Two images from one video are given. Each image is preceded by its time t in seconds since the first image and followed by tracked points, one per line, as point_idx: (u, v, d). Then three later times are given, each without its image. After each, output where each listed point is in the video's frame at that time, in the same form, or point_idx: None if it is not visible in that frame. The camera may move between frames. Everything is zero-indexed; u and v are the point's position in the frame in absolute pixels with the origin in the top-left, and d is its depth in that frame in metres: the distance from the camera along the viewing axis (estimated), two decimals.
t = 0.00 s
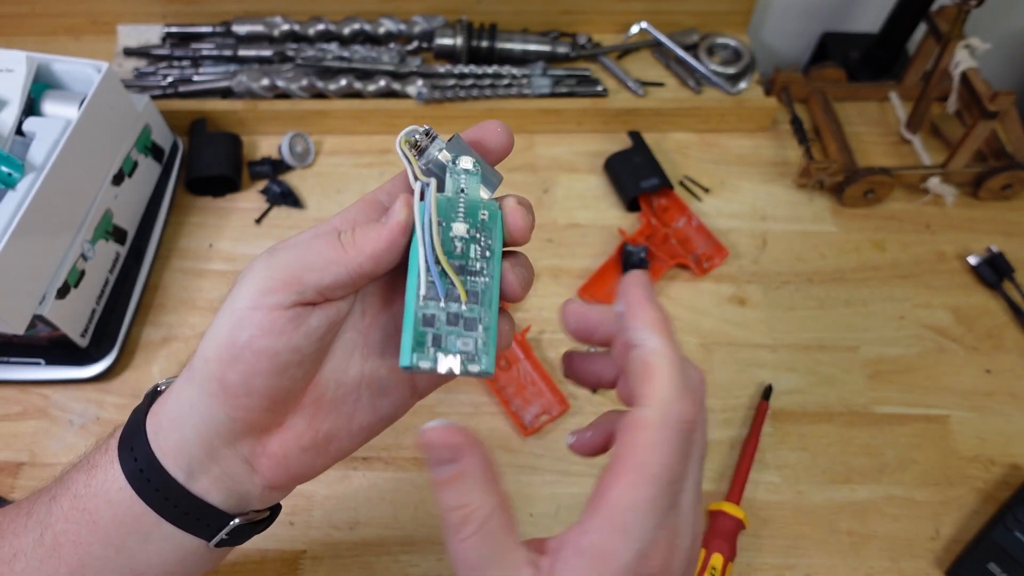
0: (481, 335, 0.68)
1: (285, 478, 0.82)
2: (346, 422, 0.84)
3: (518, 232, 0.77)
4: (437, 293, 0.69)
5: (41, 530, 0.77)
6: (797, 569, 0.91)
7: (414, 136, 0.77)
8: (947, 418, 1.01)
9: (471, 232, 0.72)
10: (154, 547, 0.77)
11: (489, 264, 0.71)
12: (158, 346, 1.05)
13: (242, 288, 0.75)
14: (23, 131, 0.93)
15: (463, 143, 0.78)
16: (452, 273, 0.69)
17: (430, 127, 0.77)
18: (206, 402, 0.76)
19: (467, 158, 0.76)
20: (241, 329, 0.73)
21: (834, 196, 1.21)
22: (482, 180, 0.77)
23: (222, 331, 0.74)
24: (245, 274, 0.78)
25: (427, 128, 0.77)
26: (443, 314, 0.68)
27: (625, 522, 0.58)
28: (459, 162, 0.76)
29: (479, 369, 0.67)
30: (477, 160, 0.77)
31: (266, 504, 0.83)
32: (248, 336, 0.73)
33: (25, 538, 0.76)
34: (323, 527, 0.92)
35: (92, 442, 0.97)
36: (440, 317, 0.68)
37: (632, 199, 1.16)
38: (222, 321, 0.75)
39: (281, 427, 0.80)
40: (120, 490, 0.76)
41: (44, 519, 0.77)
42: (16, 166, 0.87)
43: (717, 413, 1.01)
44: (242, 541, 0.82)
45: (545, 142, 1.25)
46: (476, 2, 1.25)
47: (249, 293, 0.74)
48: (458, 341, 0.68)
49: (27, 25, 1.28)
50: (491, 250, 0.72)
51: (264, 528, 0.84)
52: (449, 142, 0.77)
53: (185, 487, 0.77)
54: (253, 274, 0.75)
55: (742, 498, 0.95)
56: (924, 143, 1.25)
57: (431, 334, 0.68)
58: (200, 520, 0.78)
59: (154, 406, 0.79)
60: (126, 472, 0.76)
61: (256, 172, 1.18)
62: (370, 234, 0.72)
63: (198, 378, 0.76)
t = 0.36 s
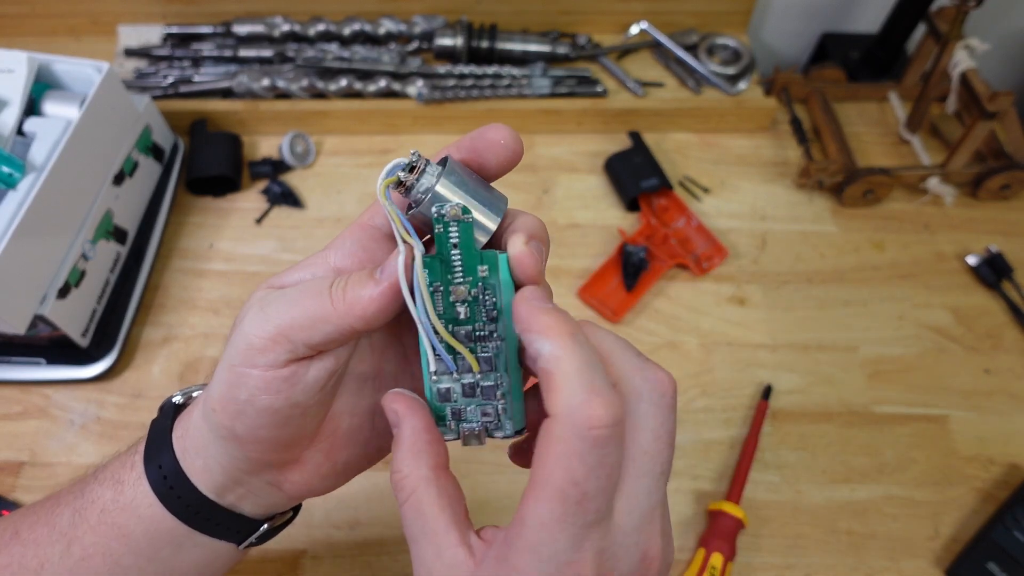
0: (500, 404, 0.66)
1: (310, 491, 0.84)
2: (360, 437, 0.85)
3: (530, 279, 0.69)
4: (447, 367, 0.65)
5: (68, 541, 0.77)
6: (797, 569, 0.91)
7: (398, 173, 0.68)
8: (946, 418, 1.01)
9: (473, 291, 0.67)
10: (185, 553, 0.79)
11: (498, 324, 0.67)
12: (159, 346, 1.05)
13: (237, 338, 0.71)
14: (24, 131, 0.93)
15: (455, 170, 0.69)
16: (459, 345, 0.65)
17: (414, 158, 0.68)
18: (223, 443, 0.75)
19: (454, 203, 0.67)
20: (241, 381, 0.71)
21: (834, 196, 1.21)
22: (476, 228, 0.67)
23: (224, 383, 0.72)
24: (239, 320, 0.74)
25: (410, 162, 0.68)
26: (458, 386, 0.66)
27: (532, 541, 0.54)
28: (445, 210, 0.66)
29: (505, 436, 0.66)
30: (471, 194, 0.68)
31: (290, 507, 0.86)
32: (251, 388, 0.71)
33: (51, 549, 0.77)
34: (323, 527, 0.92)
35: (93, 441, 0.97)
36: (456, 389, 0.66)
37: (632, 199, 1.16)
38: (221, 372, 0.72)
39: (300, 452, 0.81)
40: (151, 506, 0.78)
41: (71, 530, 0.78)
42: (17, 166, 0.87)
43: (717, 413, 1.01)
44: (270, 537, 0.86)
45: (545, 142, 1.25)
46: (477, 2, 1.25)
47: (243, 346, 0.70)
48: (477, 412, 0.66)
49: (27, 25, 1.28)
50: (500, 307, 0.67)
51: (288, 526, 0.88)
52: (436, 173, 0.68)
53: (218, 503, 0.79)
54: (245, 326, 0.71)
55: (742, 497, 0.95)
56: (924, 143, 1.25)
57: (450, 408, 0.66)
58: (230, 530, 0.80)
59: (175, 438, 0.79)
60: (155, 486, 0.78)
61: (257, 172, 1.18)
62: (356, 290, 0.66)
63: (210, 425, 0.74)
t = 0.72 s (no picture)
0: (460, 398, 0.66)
1: (321, 470, 0.88)
2: (369, 420, 0.88)
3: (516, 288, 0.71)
4: (416, 352, 0.66)
5: (85, 522, 0.77)
6: (797, 568, 0.91)
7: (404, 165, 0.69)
8: (946, 418, 1.01)
9: (460, 286, 0.68)
10: (199, 532, 0.80)
11: (475, 323, 0.68)
12: (159, 346, 1.05)
13: (252, 317, 0.74)
14: (24, 131, 0.93)
15: (460, 169, 0.70)
16: (433, 336, 0.66)
17: (421, 152, 0.69)
18: (237, 418, 0.78)
19: (460, 200, 0.67)
20: (254, 359, 0.73)
21: (834, 196, 1.21)
22: (478, 226, 0.68)
23: (237, 360, 0.75)
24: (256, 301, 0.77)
25: (417, 155, 0.68)
26: (423, 373, 0.66)
27: (624, 473, 0.60)
28: (451, 205, 0.67)
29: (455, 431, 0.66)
30: (473, 194, 0.69)
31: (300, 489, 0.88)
32: (263, 366, 0.74)
33: (66, 529, 0.76)
34: (323, 527, 0.92)
35: (93, 441, 0.97)
36: (420, 375, 0.66)
37: (632, 199, 1.16)
38: (237, 349, 0.75)
39: (311, 432, 0.84)
40: (168, 482, 0.80)
41: (87, 511, 0.78)
42: (17, 166, 0.86)
43: (717, 413, 1.01)
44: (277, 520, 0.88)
45: (545, 142, 1.25)
46: (477, 2, 1.25)
47: (256, 324, 0.73)
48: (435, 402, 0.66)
49: (27, 25, 1.28)
50: (479, 306, 0.68)
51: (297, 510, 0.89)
52: (440, 169, 0.68)
53: (232, 479, 0.82)
54: (259, 305, 0.73)
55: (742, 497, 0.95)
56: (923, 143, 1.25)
57: (409, 393, 0.66)
58: (241, 509, 0.82)
59: (194, 419, 0.82)
60: (174, 466, 0.79)
61: (257, 172, 1.18)
62: (360, 273, 0.67)
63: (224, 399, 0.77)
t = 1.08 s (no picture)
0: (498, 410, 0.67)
1: (339, 469, 0.90)
2: (388, 423, 0.89)
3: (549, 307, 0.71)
4: (455, 370, 0.67)
5: (97, 525, 0.77)
6: (797, 569, 0.91)
7: (435, 187, 0.65)
8: (946, 418, 1.01)
9: (496, 311, 0.68)
10: (215, 531, 0.80)
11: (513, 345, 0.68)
12: (158, 346, 1.05)
13: (277, 334, 0.73)
14: (24, 131, 0.93)
15: (490, 190, 0.66)
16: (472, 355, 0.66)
17: (452, 174, 0.65)
18: (259, 429, 0.78)
19: (496, 227, 0.65)
20: (283, 375, 0.74)
21: (834, 196, 1.21)
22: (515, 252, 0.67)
23: (264, 377, 0.75)
24: (278, 317, 0.76)
25: (448, 177, 0.64)
26: (463, 387, 0.67)
27: (639, 423, 0.67)
28: (487, 233, 0.65)
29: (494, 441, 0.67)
30: (505, 216, 0.66)
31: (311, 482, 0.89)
32: (293, 382, 0.74)
33: (79, 533, 0.76)
34: (323, 527, 0.92)
35: (93, 441, 0.97)
36: (460, 389, 0.67)
37: (632, 199, 1.16)
38: (262, 366, 0.75)
39: (332, 437, 0.85)
40: (183, 486, 0.79)
41: (98, 515, 0.77)
42: (16, 166, 0.86)
43: (717, 413, 1.01)
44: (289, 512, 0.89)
45: (545, 142, 1.25)
46: (477, 2, 1.25)
47: (284, 343, 0.72)
48: (475, 412, 0.67)
49: (26, 25, 1.28)
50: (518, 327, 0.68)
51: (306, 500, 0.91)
52: (472, 192, 0.65)
53: (249, 481, 0.82)
54: (284, 323, 0.73)
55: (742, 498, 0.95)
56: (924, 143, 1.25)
57: (450, 404, 0.67)
58: (259, 506, 0.82)
59: (205, 422, 0.81)
60: (185, 467, 0.79)
61: (257, 172, 1.18)
62: (392, 293, 0.67)
63: (247, 411, 0.77)
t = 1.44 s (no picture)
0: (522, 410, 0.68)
1: (346, 470, 0.90)
2: (395, 424, 0.89)
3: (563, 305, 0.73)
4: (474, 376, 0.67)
5: (104, 529, 0.77)
6: (797, 569, 0.91)
7: (442, 200, 0.65)
8: (946, 418, 1.01)
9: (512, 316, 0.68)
10: (223, 534, 0.80)
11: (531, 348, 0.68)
12: (158, 346, 1.05)
13: (287, 345, 0.72)
14: (23, 131, 0.93)
15: (497, 200, 0.66)
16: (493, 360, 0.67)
17: (458, 186, 0.65)
18: (266, 433, 0.77)
19: (506, 235, 0.66)
20: (295, 385, 0.73)
21: (834, 196, 1.21)
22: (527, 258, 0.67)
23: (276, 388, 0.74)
24: (287, 327, 0.74)
25: (454, 190, 0.65)
26: (486, 391, 0.67)
27: (635, 420, 0.68)
28: (499, 242, 0.65)
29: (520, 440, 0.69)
30: (514, 224, 0.66)
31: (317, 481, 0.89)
32: (305, 391, 0.73)
33: (85, 537, 0.76)
34: (323, 527, 0.92)
35: (92, 441, 0.97)
36: (483, 394, 0.67)
37: (632, 199, 1.16)
38: (273, 377, 0.74)
39: (340, 440, 0.85)
40: (191, 492, 0.78)
41: (105, 519, 0.77)
42: (16, 166, 0.86)
43: (717, 413, 1.01)
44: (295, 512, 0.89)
45: (545, 142, 1.25)
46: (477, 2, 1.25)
47: (295, 354, 0.71)
48: (500, 414, 0.68)
49: (26, 25, 1.28)
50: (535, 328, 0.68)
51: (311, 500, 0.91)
52: (480, 202, 0.65)
53: (258, 487, 0.81)
54: (295, 333, 0.72)
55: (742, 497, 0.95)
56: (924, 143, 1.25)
57: (474, 409, 0.67)
58: (266, 508, 0.82)
59: (212, 428, 0.80)
60: (191, 471, 0.78)
61: (257, 172, 1.18)
62: (407, 301, 0.67)
63: (256, 419, 0.76)
